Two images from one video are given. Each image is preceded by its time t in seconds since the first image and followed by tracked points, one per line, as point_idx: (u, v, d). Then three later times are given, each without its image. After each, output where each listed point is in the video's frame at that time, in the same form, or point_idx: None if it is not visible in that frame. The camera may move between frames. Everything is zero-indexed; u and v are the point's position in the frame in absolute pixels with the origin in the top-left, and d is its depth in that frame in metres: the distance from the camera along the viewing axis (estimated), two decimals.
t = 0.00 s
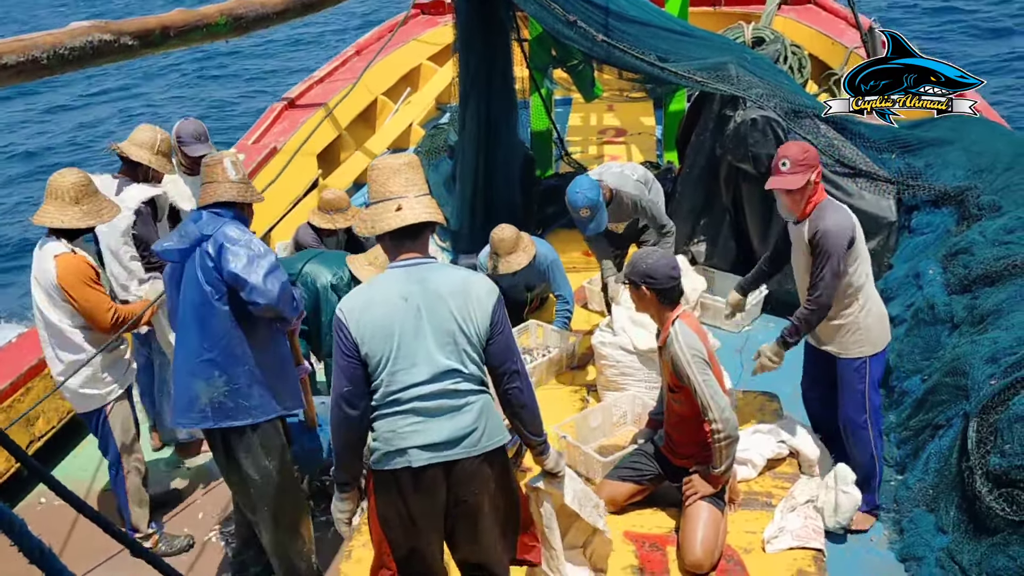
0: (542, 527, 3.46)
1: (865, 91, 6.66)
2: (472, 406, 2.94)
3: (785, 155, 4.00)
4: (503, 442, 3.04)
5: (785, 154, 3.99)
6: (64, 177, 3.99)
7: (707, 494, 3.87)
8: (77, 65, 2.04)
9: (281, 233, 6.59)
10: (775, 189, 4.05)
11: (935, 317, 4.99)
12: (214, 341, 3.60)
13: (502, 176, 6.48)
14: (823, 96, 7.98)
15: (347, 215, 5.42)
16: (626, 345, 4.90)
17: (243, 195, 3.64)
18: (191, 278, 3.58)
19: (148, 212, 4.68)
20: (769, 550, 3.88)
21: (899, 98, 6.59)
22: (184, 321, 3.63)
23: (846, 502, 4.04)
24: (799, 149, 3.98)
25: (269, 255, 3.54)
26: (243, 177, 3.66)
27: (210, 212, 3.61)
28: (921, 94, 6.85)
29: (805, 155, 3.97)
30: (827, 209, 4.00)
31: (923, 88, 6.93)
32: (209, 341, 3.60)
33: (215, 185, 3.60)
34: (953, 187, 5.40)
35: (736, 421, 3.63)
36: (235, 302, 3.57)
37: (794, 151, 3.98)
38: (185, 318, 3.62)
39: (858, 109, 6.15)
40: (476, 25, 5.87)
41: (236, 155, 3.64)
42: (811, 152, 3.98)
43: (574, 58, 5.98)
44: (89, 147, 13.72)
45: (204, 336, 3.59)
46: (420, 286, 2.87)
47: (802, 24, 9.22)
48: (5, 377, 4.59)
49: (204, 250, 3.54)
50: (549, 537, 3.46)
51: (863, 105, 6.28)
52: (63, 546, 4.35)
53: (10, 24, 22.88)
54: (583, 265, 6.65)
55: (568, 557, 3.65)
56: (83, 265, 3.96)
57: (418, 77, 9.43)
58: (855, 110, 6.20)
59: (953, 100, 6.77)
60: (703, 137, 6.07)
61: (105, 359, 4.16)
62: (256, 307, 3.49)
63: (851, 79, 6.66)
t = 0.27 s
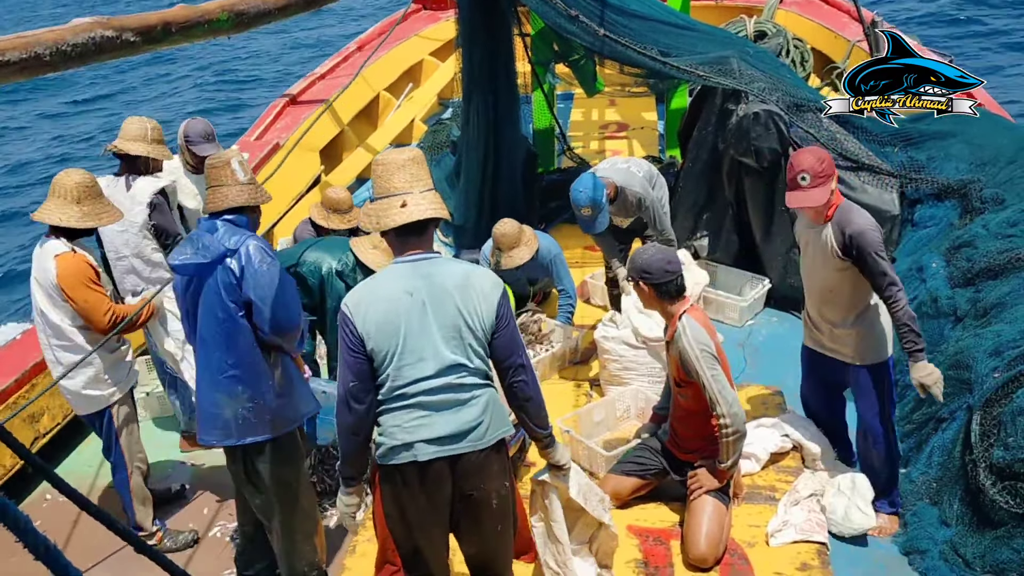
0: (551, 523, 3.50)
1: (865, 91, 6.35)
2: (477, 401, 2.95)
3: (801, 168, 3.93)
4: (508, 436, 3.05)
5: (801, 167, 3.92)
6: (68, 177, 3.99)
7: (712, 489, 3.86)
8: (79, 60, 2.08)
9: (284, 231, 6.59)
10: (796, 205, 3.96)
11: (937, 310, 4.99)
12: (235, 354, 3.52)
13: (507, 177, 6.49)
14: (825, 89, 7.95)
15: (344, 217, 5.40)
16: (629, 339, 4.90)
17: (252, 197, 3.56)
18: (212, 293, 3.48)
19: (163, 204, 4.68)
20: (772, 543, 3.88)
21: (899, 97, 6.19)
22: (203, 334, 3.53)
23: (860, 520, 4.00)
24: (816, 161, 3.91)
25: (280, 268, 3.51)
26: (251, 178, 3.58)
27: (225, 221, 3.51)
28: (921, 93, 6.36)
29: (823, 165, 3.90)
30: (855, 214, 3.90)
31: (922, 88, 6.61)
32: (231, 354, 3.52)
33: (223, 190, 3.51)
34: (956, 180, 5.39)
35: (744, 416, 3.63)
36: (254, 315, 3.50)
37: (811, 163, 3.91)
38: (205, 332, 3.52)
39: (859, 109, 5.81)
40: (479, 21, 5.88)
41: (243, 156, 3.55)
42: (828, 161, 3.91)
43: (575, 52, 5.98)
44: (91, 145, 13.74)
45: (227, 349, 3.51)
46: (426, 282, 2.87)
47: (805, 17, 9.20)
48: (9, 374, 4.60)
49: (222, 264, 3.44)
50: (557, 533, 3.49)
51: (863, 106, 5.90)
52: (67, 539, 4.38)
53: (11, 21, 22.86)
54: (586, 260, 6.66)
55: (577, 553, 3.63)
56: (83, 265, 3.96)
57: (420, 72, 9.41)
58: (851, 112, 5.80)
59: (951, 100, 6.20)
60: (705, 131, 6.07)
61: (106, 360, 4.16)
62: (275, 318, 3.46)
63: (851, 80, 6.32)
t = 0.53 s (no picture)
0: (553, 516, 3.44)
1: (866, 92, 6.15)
2: (486, 396, 2.95)
3: (835, 182, 3.82)
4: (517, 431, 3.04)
5: (835, 182, 3.81)
6: (74, 181, 3.99)
7: (720, 485, 3.87)
8: (84, 61, 2.08)
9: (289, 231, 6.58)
10: (832, 221, 3.85)
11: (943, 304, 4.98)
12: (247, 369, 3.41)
13: (516, 181, 6.52)
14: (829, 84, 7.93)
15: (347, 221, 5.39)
16: (635, 336, 4.90)
17: (261, 205, 3.38)
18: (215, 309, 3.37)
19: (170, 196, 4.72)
20: (780, 539, 3.87)
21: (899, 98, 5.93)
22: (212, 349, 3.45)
23: (874, 521, 4.04)
24: (850, 174, 3.80)
25: (289, 280, 3.34)
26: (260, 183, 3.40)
27: (234, 230, 3.35)
28: (920, 95, 6.08)
29: (858, 179, 3.79)
30: (895, 222, 3.81)
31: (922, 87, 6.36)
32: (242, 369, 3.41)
33: (231, 198, 3.34)
34: (962, 173, 5.37)
35: (753, 412, 3.62)
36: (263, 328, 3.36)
37: (845, 176, 3.80)
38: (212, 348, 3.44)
39: (858, 109, 5.70)
40: (481, 20, 5.88)
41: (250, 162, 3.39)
42: (863, 174, 3.82)
43: (579, 49, 5.94)
44: (95, 146, 13.76)
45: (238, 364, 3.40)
46: (434, 278, 2.86)
47: (808, 11, 9.18)
48: (16, 375, 4.61)
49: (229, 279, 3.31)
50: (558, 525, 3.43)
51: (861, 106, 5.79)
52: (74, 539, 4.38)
53: (14, 22, 22.88)
54: (591, 256, 6.67)
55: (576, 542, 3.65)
56: (81, 269, 3.91)
57: (423, 70, 9.40)
58: (855, 111, 5.71)
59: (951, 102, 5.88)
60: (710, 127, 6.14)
61: (105, 364, 4.12)
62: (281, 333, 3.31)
63: (850, 80, 6.11)
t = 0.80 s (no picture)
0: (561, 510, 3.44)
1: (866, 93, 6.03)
2: (496, 393, 2.95)
3: (863, 177, 3.61)
4: (527, 428, 3.05)
5: (863, 175, 3.61)
6: (87, 185, 4.02)
7: (728, 482, 3.85)
8: (87, 65, 2.10)
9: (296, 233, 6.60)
10: (856, 216, 3.65)
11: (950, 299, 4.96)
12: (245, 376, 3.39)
13: (516, 180, 6.51)
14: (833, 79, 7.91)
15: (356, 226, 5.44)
16: (642, 334, 4.90)
17: (242, 214, 3.38)
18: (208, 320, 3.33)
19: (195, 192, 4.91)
20: (789, 536, 3.87)
21: (900, 97, 5.82)
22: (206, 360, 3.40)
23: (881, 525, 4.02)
24: (880, 169, 3.60)
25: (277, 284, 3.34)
26: (238, 191, 3.40)
27: (216, 239, 3.34)
28: (921, 93, 5.95)
29: (887, 174, 3.59)
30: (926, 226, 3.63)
31: (922, 87, 6.13)
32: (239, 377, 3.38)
33: (211, 207, 3.31)
34: (968, 167, 5.33)
35: (763, 407, 3.61)
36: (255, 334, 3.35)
37: (874, 171, 3.60)
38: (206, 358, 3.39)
39: (859, 109, 5.64)
40: (483, 18, 5.89)
41: (227, 169, 3.37)
42: (894, 170, 3.61)
43: (581, 47, 5.94)
44: (100, 150, 13.81)
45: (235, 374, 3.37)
46: (444, 275, 2.86)
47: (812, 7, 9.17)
48: (25, 379, 4.62)
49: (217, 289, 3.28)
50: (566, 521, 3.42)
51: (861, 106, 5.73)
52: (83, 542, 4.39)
53: (19, 28, 22.95)
54: (596, 255, 6.67)
55: (583, 533, 3.63)
56: (91, 272, 3.89)
57: (427, 71, 9.40)
58: (854, 111, 5.65)
59: (951, 100, 5.81)
60: (715, 123, 6.14)
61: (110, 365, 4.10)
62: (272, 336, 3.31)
63: (851, 79, 5.97)
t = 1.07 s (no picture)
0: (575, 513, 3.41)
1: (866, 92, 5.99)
2: (510, 396, 2.95)
3: (875, 179, 3.53)
4: (541, 431, 3.05)
5: (875, 178, 3.53)
6: (107, 195, 3.98)
7: (741, 482, 3.86)
8: (95, 75, 2.12)
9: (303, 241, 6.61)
10: (866, 220, 3.57)
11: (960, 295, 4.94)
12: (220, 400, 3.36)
13: (521, 184, 6.52)
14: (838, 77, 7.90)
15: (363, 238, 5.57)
16: (651, 335, 4.89)
17: (207, 233, 3.42)
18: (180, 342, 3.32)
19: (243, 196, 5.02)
20: (802, 535, 3.85)
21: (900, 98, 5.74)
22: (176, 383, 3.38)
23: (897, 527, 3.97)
24: (893, 172, 3.52)
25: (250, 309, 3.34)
26: (200, 214, 3.44)
27: (186, 262, 3.36)
28: (922, 94, 5.79)
29: (899, 178, 3.50)
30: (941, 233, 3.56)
31: (922, 88, 5.86)
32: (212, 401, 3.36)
33: (173, 228, 3.36)
34: (977, 162, 5.30)
35: (778, 408, 3.60)
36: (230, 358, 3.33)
37: (886, 174, 3.52)
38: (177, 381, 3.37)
39: (860, 109, 5.63)
40: (488, 21, 5.88)
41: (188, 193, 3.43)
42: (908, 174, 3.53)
43: (586, 49, 5.96)
44: (108, 159, 13.87)
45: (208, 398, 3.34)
46: (457, 278, 2.86)
47: (816, 5, 9.16)
48: (36, 389, 4.64)
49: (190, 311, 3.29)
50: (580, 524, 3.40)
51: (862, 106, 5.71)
52: (94, 548, 4.39)
53: (26, 38, 23.04)
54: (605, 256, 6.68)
55: (598, 539, 3.66)
56: (116, 281, 4.00)
57: (432, 75, 9.42)
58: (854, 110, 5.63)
59: (952, 100, 5.60)
60: (720, 122, 6.06)
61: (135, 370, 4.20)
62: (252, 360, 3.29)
63: (851, 80, 5.96)
